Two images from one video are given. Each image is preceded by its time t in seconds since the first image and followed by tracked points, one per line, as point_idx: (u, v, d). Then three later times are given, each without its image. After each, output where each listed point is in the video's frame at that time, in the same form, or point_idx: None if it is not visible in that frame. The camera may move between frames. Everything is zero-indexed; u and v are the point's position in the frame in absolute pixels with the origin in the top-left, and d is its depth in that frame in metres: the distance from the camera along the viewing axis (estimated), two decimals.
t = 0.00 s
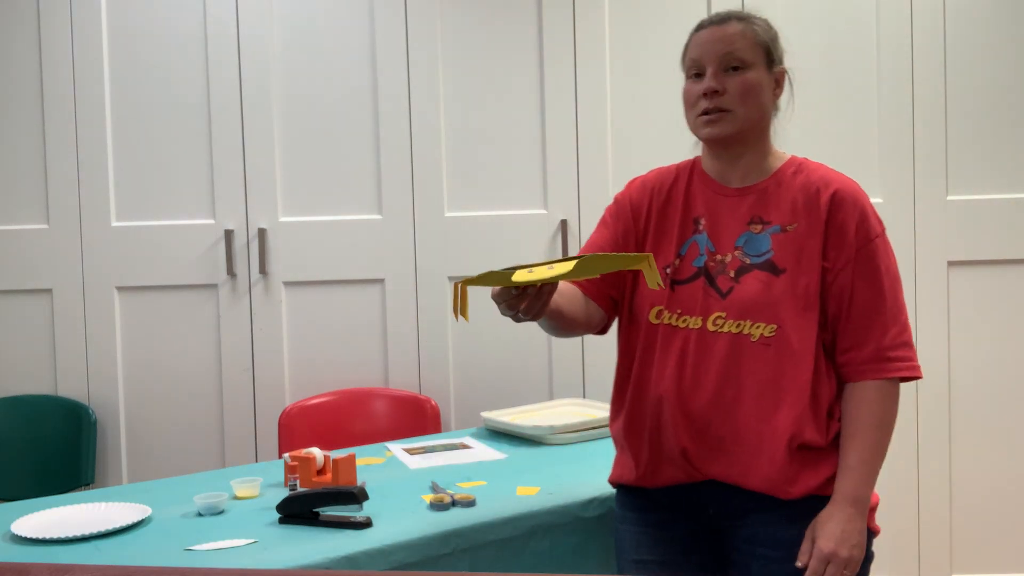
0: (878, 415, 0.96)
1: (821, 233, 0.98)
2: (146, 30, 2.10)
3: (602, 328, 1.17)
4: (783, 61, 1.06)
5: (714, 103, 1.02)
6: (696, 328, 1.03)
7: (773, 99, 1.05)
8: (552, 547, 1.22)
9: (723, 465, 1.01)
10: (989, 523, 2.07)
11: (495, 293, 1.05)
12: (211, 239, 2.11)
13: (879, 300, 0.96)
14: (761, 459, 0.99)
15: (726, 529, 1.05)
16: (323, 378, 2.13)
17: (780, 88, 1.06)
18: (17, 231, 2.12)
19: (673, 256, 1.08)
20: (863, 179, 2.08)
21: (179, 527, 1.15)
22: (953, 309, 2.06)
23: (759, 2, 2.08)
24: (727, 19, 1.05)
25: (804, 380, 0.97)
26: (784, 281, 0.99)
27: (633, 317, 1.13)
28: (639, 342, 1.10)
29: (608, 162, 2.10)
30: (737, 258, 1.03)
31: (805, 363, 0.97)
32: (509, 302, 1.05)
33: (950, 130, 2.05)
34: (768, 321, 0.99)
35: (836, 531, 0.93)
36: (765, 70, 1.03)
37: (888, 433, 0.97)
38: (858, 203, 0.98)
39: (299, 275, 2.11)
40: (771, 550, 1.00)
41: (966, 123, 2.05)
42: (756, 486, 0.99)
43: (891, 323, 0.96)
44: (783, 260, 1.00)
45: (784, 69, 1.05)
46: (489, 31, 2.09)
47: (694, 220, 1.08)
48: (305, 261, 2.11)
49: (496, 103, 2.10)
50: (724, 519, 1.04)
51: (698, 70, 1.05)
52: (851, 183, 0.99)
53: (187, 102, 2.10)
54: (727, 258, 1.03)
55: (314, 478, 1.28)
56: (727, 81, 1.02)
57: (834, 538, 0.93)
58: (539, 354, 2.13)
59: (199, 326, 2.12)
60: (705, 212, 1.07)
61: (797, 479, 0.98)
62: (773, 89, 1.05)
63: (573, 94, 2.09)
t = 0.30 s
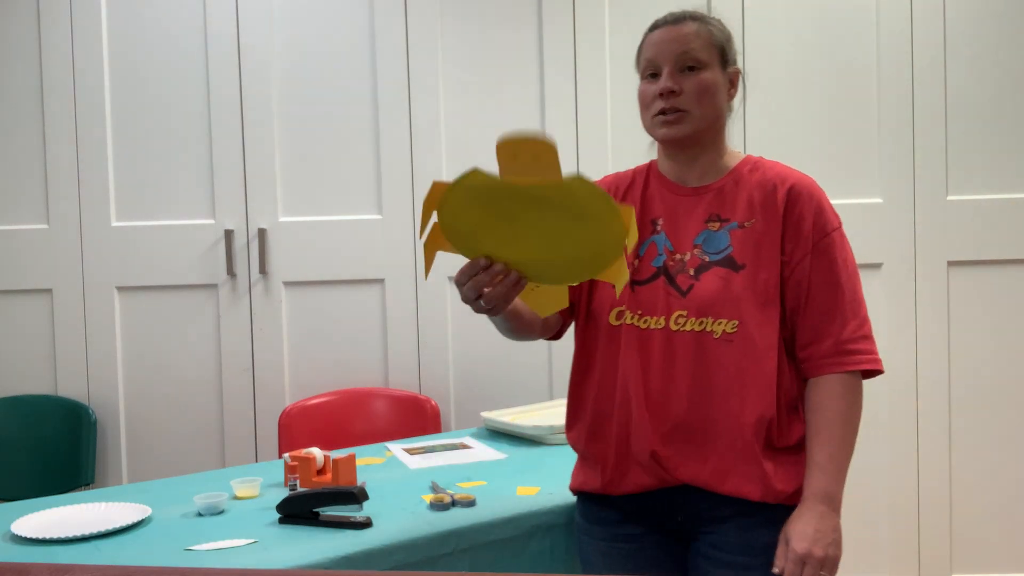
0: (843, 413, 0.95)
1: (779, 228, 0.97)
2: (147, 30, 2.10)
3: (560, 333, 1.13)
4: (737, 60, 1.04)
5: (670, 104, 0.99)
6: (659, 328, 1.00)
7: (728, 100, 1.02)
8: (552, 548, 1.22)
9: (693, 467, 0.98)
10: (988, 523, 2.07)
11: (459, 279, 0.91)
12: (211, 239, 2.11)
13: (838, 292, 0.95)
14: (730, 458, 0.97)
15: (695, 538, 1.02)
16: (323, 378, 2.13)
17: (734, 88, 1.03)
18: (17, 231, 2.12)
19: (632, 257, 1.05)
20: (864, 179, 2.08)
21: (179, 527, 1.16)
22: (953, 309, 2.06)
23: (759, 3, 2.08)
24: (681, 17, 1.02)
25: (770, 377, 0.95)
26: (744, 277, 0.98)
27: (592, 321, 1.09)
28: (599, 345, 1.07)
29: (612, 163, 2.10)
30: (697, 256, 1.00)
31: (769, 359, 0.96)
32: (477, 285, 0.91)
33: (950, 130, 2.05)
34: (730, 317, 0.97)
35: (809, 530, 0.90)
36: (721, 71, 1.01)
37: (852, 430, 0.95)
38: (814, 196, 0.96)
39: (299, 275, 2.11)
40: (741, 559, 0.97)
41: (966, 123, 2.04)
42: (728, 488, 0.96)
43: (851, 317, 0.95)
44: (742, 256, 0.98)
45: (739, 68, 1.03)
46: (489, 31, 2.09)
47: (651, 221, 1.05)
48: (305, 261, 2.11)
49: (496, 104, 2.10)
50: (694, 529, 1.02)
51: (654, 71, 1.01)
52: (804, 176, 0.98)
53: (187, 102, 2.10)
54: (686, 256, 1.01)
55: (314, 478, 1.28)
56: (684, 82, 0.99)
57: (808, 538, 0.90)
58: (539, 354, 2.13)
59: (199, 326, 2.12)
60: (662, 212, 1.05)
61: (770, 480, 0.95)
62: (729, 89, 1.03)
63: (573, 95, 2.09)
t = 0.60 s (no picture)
0: (834, 405, 0.94)
1: (775, 223, 0.96)
2: (146, 30, 2.10)
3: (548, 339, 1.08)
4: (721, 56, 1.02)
5: (658, 101, 0.97)
6: (656, 326, 0.97)
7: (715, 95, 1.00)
8: (552, 548, 1.22)
9: (695, 465, 0.95)
10: (988, 522, 2.07)
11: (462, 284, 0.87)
12: (211, 240, 2.11)
13: (833, 286, 0.95)
14: (732, 454, 0.95)
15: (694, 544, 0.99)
16: (323, 378, 2.13)
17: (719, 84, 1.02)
18: (17, 231, 2.12)
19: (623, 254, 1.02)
20: (864, 179, 2.08)
21: (179, 527, 1.16)
22: (953, 309, 2.06)
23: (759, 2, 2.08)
24: (667, 10, 0.99)
25: (768, 371, 0.94)
26: (740, 272, 0.96)
27: (579, 323, 1.05)
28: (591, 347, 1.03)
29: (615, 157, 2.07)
30: (691, 252, 0.98)
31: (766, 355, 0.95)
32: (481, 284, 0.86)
33: (950, 131, 2.05)
34: (728, 312, 0.95)
35: (786, 519, 0.90)
36: (708, 67, 0.99)
37: (842, 422, 0.95)
38: (806, 191, 0.96)
39: (299, 275, 2.11)
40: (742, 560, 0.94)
41: (965, 123, 2.05)
42: (732, 484, 0.94)
43: (842, 311, 0.95)
44: (738, 250, 0.96)
45: (723, 64, 1.02)
46: (489, 31, 2.09)
47: (641, 218, 1.03)
48: (305, 262, 2.11)
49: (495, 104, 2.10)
50: (695, 530, 0.98)
51: (641, 67, 0.98)
52: (794, 172, 0.98)
53: (187, 103, 2.10)
54: (680, 252, 0.98)
55: (314, 478, 1.28)
56: (672, 78, 0.96)
57: (785, 526, 0.89)
58: (539, 354, 2.13)
59: (200, 326, 2.13)
60: (652, 210, 1.02)
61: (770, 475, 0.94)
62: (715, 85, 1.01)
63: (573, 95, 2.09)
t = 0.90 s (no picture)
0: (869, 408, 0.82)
1: (807, 219, 0.86)
2: (147, 30, 2.10)
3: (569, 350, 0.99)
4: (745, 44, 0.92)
5: (676, 98, 0.88)
6: (678, 330, 0.88)
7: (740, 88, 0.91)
8: (552, 548, 1.22)
9: (720, 476, 0.85)
10: (988, 522, 2.07)
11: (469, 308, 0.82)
12: (211, 240, 2.11)
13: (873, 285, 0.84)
14: (761, 467, 0.84)
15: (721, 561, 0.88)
16: (323, 378, 2.13)
17: (744, 74, 0.92)
18: (17, 230, 2.12)
19: (642, 254, 0.92)
20: (863, 179, 2.08)
21: (179, 527, 1.16)
22: (953, 309, 2.06)
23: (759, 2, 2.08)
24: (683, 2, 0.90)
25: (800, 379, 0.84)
26: (770, 271, 0.86)
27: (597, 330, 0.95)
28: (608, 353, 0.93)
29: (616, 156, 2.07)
30: (716, 251, 0.88)
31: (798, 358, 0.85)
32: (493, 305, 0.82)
33: (950, 131, 2.05)
34: (756, 314, 0.85)
35: (817, 496, 0.76)
36: (731, 57, 0.89)
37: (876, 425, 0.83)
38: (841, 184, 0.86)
39: (299, 275, 2.11)
40: None
41: (965, 123, 2.05)
42: (760, 498, 0.84)
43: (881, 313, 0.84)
44: (767, 248, 0.86)
45: (747, 52, 0.92)
46: (488, 32, 2.09)
47: (662, 217, 0.93)
48: (305, 262, 2.11)
49: (495, 103, 2.10)
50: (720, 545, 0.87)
51: (657, 62, 0.90)
52: (825, 167, 0.88)
53: (187, 103, 2.10)
54: (704, 251, 0.88)
55: (314, 478, 1.28)
56: (691, 72, 0.87)
57: (816, 503, 0.75)
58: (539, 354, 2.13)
59: (199, 326, 2.13)
60: (675, 207, 0.92)
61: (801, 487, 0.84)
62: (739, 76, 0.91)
63: (573, 96, 2.09)
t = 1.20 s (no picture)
0: (880, 381, 0.75)
1: (848, 217, 0.82)
2: (147, 30, 2.09)
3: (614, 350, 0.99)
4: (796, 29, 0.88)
5: (719, 95, 0.86)
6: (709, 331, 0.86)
7: (788, 79, 0.87)
8: (552, 548, 1.22)
9: (744, 485, 0.83)
10: (989, 522, 2.07)
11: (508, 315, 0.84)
12: (210, 240, 2.11)
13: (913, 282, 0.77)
14: (790, 480, 0.81)
15: None
16: (323, 379, 2.13)
17: (795, 63, 0.88)
18: (17, 231, 2.12)
19: (681, 252, 0.91)
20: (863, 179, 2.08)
21: (179, 527, 1.16)
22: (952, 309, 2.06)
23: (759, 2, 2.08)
24: None
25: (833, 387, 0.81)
26: (810, 274, 0.82)
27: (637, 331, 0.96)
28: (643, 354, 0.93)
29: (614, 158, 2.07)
30: (756, 252, 0.86)
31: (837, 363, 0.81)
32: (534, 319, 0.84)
33: (950, 132, 2.05)
34: (791, 318, 0.83)
35: (762, 348, 0.72)
36: (778, 47, 0.85)
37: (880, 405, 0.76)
38: (890, 180, 0.81)
39: (299, 275, 2.11)
40: None
41: (965, 124, 2.05)
42: (787, 514, 0.81)
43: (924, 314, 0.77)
44: (808, 249, 0.83)
45: (799, 38, 0.88)
46: (488, 32, 2.09)
47: (705, 214, 0.91)
48: (304, 261, 2.11)
49: (495, 103, 2.10)
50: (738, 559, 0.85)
51: (699, 57, 0.88)
52: (883, 162, 0.83)
53: (187, 103, 2.10)
54: (744, 251, 0.86)
55: (314, 478, 1.28)
56: (733, 67, 0.85)
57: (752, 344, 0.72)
58: (539, 354, 2.13)
59: (199, 326, 2.12)
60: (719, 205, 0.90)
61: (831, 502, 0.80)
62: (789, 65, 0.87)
63: (573, 96, 2.09)
